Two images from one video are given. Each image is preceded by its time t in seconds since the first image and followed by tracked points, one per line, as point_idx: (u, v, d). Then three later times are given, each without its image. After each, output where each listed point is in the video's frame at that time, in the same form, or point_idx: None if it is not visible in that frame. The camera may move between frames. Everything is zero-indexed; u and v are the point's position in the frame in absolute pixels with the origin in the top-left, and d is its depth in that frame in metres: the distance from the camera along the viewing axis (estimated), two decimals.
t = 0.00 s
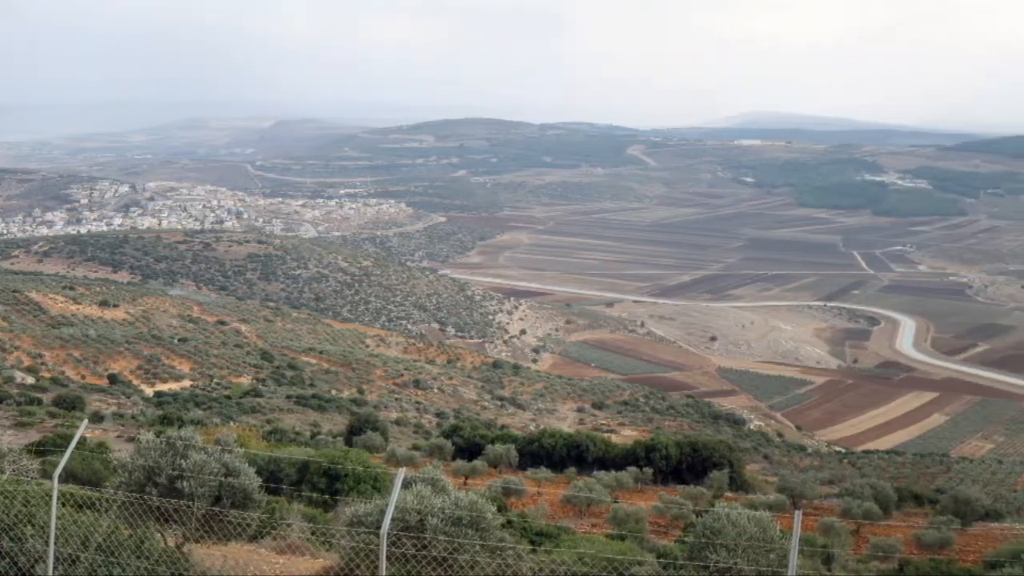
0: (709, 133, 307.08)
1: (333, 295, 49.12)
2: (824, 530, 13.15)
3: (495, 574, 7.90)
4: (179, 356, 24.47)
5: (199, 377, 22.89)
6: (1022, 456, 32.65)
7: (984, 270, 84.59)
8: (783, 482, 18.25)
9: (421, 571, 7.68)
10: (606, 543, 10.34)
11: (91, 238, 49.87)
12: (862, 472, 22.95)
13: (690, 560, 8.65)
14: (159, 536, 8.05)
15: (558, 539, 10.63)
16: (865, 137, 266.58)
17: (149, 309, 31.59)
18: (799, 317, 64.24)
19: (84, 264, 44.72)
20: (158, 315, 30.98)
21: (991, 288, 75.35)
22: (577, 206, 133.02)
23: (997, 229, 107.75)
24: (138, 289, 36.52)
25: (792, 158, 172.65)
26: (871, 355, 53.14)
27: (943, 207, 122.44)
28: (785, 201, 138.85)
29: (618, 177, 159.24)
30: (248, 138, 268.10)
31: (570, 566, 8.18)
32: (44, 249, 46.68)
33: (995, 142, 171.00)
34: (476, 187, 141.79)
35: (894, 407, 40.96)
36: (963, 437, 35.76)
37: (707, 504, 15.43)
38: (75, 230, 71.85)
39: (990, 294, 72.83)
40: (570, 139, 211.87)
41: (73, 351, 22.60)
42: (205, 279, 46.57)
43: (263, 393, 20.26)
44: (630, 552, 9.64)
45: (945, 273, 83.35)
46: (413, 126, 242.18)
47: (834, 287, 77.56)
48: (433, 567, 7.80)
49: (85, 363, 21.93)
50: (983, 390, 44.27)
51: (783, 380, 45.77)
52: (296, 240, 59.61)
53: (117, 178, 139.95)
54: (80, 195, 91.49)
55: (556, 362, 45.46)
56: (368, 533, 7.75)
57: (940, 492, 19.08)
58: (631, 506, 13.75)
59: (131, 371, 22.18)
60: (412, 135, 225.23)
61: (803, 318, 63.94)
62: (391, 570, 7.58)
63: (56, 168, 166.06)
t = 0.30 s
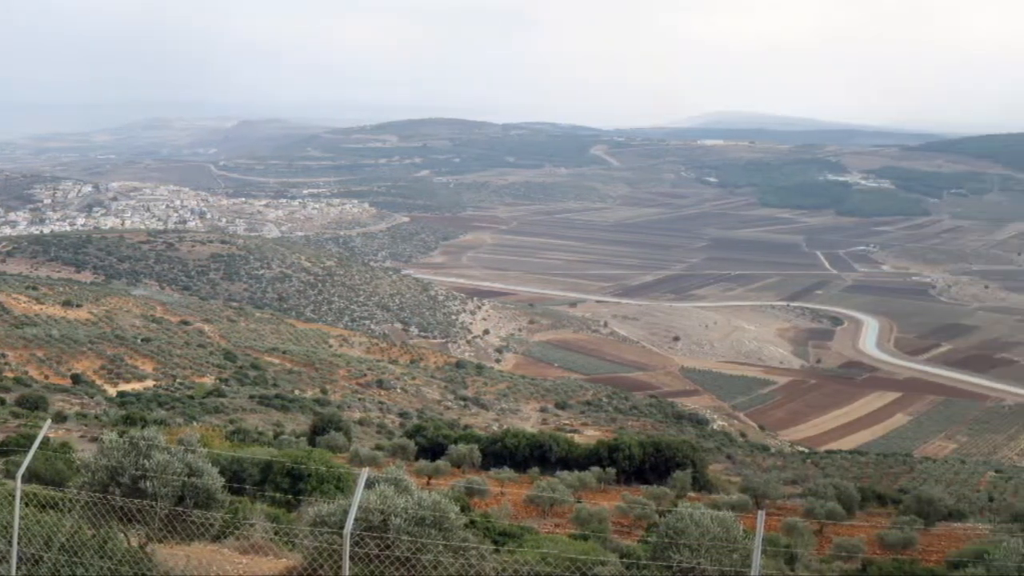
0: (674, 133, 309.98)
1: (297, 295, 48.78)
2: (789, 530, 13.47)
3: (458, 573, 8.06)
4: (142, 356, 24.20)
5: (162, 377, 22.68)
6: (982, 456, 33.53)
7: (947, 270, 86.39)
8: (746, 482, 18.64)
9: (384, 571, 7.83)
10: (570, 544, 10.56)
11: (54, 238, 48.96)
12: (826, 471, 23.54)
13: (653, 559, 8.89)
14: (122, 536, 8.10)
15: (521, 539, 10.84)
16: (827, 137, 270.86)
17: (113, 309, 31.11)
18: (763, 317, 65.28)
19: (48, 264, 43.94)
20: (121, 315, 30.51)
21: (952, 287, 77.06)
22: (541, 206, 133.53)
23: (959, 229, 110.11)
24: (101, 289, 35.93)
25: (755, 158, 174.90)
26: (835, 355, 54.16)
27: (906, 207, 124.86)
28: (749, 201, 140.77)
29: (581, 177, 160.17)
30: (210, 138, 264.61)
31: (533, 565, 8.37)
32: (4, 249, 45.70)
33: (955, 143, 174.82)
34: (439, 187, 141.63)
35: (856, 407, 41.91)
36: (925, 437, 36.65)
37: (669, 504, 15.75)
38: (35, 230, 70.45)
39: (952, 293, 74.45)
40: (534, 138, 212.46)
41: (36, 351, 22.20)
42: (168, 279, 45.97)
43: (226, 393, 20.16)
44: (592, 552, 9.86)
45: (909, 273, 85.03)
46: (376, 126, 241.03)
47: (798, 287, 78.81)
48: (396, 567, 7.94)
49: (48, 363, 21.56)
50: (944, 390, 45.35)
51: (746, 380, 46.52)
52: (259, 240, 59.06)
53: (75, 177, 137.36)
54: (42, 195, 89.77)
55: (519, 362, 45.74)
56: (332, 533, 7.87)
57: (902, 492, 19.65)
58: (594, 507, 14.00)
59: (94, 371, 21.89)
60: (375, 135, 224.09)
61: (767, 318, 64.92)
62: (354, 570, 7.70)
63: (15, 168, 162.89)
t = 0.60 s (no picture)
0: (637, 133, 312.43)
1: (259, 295, 48.32)
2: (752, 529, 13.87)
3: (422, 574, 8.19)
4: (105, 355, 23.90)
5: (125, 377, 22.42)
6: (945, 456, 34.51)
7: (911, 270, 88.12)
8: (708, 482, 19.01)
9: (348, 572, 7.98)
10: (533, 544, 10.81)
11: (14, 238, 47.97)
12: (789, 472, 24.13)
13: (618, 558, 9.13)
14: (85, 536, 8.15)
15: (483, 539, 11.04)
16: (789, 137, 275.04)
17: (75, 309, 30.56)
18: (725, 317, 66.25)
19: (10, 264, 43.17)
20: (83, 315, 29.96)
21: (915, 287, 78.70)
22: (504, 206, 133.84)
23: (922, 229, 112.35)
24: (63, 289, 35.28)
25: (717, 158, 176.93)
26: (798, 355, 55.15)
27: (869, 207, 127.13)
28: (712, 201, 142.54)
29: (544, 178, 160.85)
30: (171, 138, 260.71)
31: (495, 565, 8.56)
32: None
33: (915, 143, 178.39)
34: (402, 187, 141.17)
35: (817, 406, 42.80)
36: (887, 437, 37.57)
37: (632, 504, 16.07)
38: None
39: (916, 294, 76.02)
40: (498, 138, 212.71)
41: None
42: (131, 279, 45.32)
43: (189, 393, 20.02)
44: (555, 552, 10.10)
45: (873, 273, 86.63)
46: (339, 126, 239.44)
47: (761, 287, 80.01)
48: (359, 567, 8.09)
49: (9, 363, 21.15)
50: (906, 389, 46.45)
51: (709, 380, 47.24)
52: (222, 240, 58.40)
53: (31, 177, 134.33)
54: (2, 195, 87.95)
55: (482, 362, 45.92)
56: (294, 533, 8.00)
57: (863, 492, 20.22)
58: (556, 508, 14.28)
59: (58, 371, 21.58)
60: (338, 135, 222.54)
61: (729, 318, 65.88)
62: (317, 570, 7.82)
63: None
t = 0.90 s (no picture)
0: (601, 133, 314.38)
1: (222, 295, 47.83)
2: (716, 531, 14.22)
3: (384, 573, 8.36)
4: (67, 355, 23.57)
5: (88, 377, 22.15)
6: (908, 456, 35.47)
7: (873, 270, 89.92)
8: (671, 482, 19.39)
9: (311, 571, 8.15)
10: (496, 544, 11.04)
11: None
12: (752, 472, 24.65)
13: (580, 558, 9.39)
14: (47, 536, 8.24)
15: (446, 539, 11.24)
16: (752, 138, 278.72)
17: (36, 309, 29.99)
18: (688, 317, 67.12)
19: None
20: (45, 315, 29.44)
21: (879, 288, 80.32)
22: (467, 206, 133.88)
23: (885, 229, 114.51)
24: (24, 289, 34.63)
25: (680, 159, 178.70)
26: (761, 355, 56.10)
27: (833, 207, 129.26)
28: (675, 202, 144.10)
29: (509, 178, 161.18)
30: (130, 138, 256.40)
31: (458, 564, 8.78)
32: None
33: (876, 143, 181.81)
34: (366, 187, 140.49)
35: (780, 406, 43.60)
36: (850, 437, 38.43)
37: (595, 504, 16.39)
38: None
39: (879, 294, 77.58)
40: (462, 138, 212.61)
41: None
42: (94, 279, 44.67)
43: (152, 393, 19.88)
44: (517, 552, 10.34)
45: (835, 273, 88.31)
46: (301, 125, 237.35)
47: (725, 287, 81.10)
48: (323, 566, 8.26)
49: None
50: (868, 389, 47.45)
51: (673, 380, 47.89)
52: (185, 240, 57.69)
53: None
54: None
55: (445, 362, 46.05)
56: (258, 533, 8.14)
57: (826, 492, 20.77)
58: (519, 508, 14.51)
59: (19, 371, 21.27)
60: (301, 135, 220.58)
61: (692, 318, 66.75)
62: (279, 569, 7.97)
63: None
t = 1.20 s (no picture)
0: (563, 133, 315.81)
1: (186, 295, 47.30)
2: (677, 531, 14.57)
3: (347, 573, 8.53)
4: (29, 356, 23.23)
5: (50, 377, 21.84)
6: (872, 455, 36.35)
7: (836, 270, 91.64)
8: (635, 482, 19.74)
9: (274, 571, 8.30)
10: (460, 544, 11.26)
11: None
12: (716, 472, 25.15)
13: (544, 559, 9.64)
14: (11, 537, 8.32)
15: (409, 540, 11.42)
16: (714, 138, 282.10)
17: None
18: (651, 317, 67.91)
19: None
20: (7, 314, 28.89)
21: (842, 288, 81.91)
22: (430, 206, 133.70)
23: (848, 229, 116.56)
24: None
25: (643, 159, 180.28)
26: (724, 355, 56.98)
27: (797, 207, 131.24)
28: (638, 202, 145.48)
29: (472, 177, 161.28)
30: (90, 138, 251.78)
31: (421, 565, 9.00)
32: None
33: (839, 143, 184.79)
34: (329, 187, 139.62)
35: (742, 407, 44.39)
36: (814, 437, 39.25)
37: (557, 504, 16.71)
38: None
39: (843, 294, 79.06)
40: (426, 138, 212.25)
41: None
42: (56, 279, 44.02)
43: (115, 394, 19.71)
44: (480, 553, 10.57)
45: (798, 273, 89.87)
46: (263, 125, 235.08)
47: (688, 287, 82.09)
48: (285, 567, 8.40)
49: None
50: (831, 389, 48.41)
51: (636, 380, 48.48)
52: (148, 240, 56.93)
53: None
54: None
55: (408, 362, 46.10)
56: (221, 532, 8.28)
57: (790, 492, 21.29)
58: (482, 508, 14.71)
59: None
60: (264, 135, 218.47)
61: (655, 318, 67.54)
62: (242, 568, 8.13)
63: None
